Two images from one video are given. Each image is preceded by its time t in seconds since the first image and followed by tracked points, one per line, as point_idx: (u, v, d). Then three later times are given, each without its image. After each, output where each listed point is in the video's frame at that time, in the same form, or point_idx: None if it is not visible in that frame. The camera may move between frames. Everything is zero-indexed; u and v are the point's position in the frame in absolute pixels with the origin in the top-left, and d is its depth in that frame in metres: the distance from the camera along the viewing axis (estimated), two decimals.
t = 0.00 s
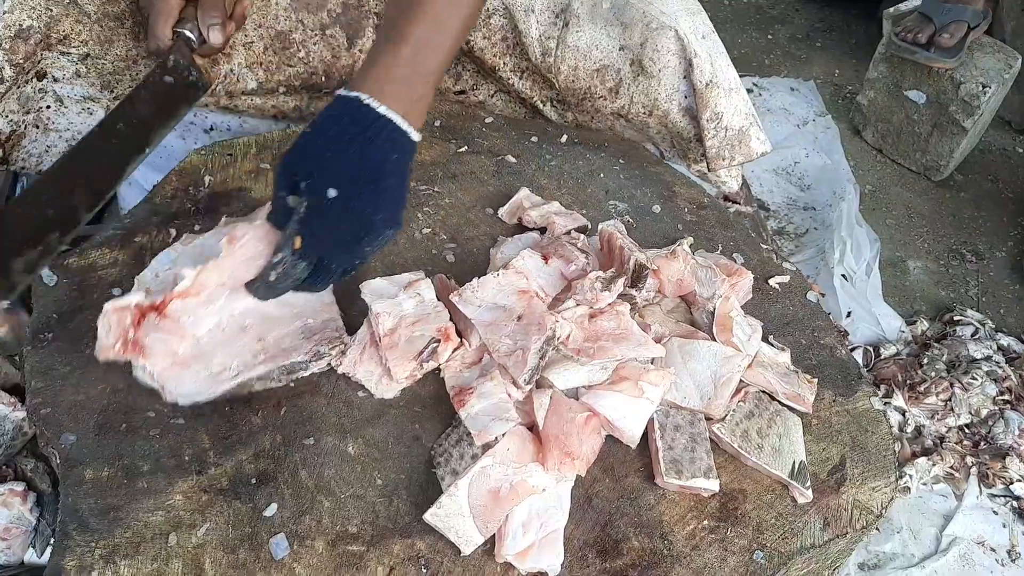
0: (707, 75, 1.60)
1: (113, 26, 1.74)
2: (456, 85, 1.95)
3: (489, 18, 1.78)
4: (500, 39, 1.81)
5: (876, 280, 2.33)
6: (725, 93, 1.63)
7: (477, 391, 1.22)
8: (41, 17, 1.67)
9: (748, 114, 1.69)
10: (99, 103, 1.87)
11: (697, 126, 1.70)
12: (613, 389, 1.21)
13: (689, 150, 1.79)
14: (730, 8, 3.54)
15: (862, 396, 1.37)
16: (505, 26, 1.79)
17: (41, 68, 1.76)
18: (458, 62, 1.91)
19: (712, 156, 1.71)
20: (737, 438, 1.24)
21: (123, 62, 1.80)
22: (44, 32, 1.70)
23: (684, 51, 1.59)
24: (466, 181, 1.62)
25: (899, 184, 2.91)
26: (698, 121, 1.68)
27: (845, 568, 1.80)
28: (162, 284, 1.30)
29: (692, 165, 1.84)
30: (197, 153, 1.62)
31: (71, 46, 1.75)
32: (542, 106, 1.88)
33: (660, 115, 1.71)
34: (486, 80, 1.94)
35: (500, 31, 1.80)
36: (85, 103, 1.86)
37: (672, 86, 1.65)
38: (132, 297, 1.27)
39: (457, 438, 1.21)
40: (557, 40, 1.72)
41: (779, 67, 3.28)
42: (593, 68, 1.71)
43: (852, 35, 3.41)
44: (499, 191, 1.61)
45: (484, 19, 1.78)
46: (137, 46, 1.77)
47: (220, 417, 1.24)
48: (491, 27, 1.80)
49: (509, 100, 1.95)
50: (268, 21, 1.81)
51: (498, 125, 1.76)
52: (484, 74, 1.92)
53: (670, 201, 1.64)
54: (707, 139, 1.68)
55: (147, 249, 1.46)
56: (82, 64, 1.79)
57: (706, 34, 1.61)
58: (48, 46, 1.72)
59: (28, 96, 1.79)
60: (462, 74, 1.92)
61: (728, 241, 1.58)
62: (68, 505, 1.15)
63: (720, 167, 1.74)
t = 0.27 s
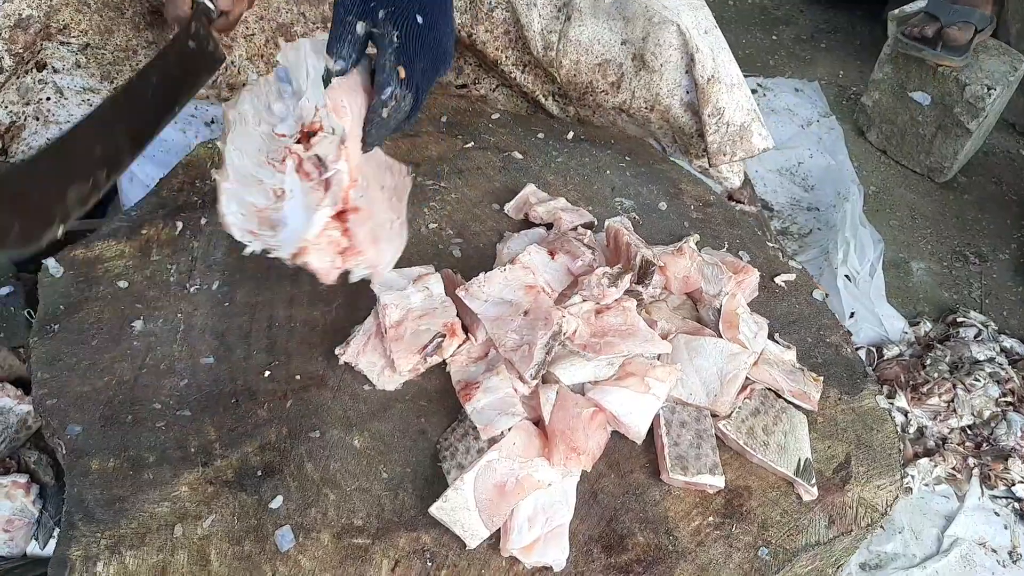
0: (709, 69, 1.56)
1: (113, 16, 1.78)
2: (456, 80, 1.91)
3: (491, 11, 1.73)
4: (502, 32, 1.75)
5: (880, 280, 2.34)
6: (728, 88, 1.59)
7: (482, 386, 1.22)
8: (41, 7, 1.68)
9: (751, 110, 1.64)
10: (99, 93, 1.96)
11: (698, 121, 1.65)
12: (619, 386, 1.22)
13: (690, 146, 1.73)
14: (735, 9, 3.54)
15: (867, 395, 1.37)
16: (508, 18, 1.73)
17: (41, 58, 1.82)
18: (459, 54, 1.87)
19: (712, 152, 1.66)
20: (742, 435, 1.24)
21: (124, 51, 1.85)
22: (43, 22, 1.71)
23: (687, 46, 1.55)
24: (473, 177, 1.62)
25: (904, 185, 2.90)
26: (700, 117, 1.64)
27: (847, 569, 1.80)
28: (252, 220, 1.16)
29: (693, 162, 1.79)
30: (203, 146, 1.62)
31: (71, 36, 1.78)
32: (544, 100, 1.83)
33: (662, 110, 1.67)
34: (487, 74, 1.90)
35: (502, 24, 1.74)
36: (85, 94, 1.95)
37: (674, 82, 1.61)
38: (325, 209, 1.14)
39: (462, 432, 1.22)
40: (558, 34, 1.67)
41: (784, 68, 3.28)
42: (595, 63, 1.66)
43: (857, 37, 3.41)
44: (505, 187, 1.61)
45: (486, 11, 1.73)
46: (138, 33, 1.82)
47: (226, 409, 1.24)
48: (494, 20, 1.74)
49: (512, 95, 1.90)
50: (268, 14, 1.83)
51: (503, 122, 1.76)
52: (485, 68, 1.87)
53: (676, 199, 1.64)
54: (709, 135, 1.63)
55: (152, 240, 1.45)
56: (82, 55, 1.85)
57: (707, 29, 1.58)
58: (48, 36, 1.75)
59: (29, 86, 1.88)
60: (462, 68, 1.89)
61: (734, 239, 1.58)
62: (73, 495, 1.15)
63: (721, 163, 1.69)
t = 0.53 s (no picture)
0: (720, 129, 1.69)
1: (164, 35, 1.81)
2: (478, 125, 2.00)
3: (516, 57, 1.80)
4: (526, 79, 1.83)
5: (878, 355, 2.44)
6: (736, 147, 1.72)
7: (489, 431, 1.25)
8: (97, 19, 1.74)
9: (757, 171, 1.75)
10: (139, 107, 1.91)
11: (707, 176, 1.77)
12: (622, 440, 1.25)
13: (698, 202, 1.84)
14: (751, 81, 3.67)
15: (863, 467, 1.40)
16: (533, 67, 1.80)
17: (88, 68, 1.80)
18: (481, 102, 1.95)
19: (719, 207, 1.76)
20: (739, 498, 1.27)
21: (169, 70, 1.87)
22: (96, 34, 1.76)
23: (700, 104, 1.67)
24: (491, 226, 1.68)
25: (907, 264, 2.97)
26: (708, 172, 1.76)
27: None
28: (287, 276, 1.43)
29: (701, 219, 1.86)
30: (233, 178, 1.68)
31: (120, 50, 1.80)
32: (560, 147, 1.94)
33: (674, 163, 1.78)
34: (508, 121, 1.97)
35: (526, 73, 1.82)
36: (126, 106, 1.89)
37: (687, 138, 1.73)
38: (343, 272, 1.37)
39: (466, 475, 1.24)
40: (580, 85, 1.77)
41: (795, 143, 3.40)
42: (614, 114, 1.77)
43: (868, 117, 3.52)
44: (522, 239, 1.67)
45: (513, 59, 1.81)
46: (184, 56, 1.86)
47: (236, 435, 1.27)
48: (519, 68, 1.82)
49: (530, 142, 2.00)
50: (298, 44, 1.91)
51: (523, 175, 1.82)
52: (507, 115, 1.96)
53: (686, 262, 1.69)
54: (716, 190, 1.74)
55: (176, 264, 1.49)
56: (128, 68, 1.83)
57: (722, 89, 1.70)
58: (98, 49, 1.78)
59: (73, 94, 1.82)
60: (486, 114, 1.97)
61: (740, 305, 1.63)
62: (83, 510, 1.17)
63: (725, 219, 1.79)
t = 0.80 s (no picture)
0: (718, 152, 1.64)
1: (156, 51, 1.83)
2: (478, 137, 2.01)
3: (517, 76, 1.84)
4: (525, 96, 1.86)
5: (886, 378, 2.36)
6: (734, 171, 1.67)
7: (499, 455, 1.25)
8: (89, 37, 1.74)
9: (755, 195, 1.71)
10: (136, 123, 1.91)
11: (705, 201, 1.72)
12: (633, 465, 1.25)
13: (696, 226, 1.80)
14: (757, 101, 3.69)
15: (875, 493, 1.39)
16: (532, 85, 1.84)
17: (85, 85, 1.80)
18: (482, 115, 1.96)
19: (715, 232, 1.72)
20: (751, 525, 1.26)
21: (163, 86, 1.88)
22: (90, 52, 1.76)
23: (698, 126, 1.63)
24: (501, 247, 1.68)
25: (913, 284, 2.97)
26: (706, 197, 1.71)
27: None
28: (299, 298, 1.47)
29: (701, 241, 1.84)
30: (245, 198, 1.69)
31: (115, 67, 1.80)
32: (559, 167, 1.92)
33: (670, 186, 1.73)
34: (508, 137, 2.00)
35: (526, 89, 1.85)
36: (122, 123, 1.90)
37: (684, 159, 1.68)
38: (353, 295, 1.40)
39: (477, 499, 1.24)
40: (578, 104, 1.77)
41: (801, 161, 3.41)
42: (610, 135, 1.76)
43: (874, 135, 3.53)
44: (531, 260, 1.67)
45: (512, 76, 1.84)
46: (178, 70, 1.88)
47: (247, 458, 1.27)
48: (518, 83, 1.85)
49: (528, 159, 2.00)
50: (305, 60, 1.93)
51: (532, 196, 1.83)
52: (506, 131, 1.98)
53: (696, 283, 1.70)
54: (712, 215, 1.70)
55: (188, 286, 1.50)
56: (124, 85, 1.84)
57: (722, 110, 1.65)
58: (93, 66, 1.78)
59: (70, 111, 1.82)
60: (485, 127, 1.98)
61: (751, 328, 1.63)
62: (93, 534, 1.17)
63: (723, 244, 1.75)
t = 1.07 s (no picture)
0: (730, 145, 1.66)
1: (171, 51, 1.81)
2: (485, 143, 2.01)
3: (522, 77, 1.83)
4: (531, 99, 1.86)
5: (896, 375, 2.35)
6: (746, 164, 1.69)
7: (508, 446, 1.24)
8: (105, 32, 1.70)
9: (767, 188, 1.72)
10: (144, 120, 1.86)
11: (717, 194, 1.74)
12: (643, 457, 1.24)
13: (708, 219, 1.81)
14: (764, 98, 3.69)
15: (887, 486, 1.38)
16: (538, 86, 1.84)
17: (96, 80, 1.75)
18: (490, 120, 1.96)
19: (727, 225, 1.74)
20: (762, 517, 1.25)
21: (175, 84, 1.85)
22: (104, 47, 1.72)
23: (709, 120, 1.64)
24: (509, 240, 1.68)
25: (922, 282, 2.96)
26: (718, 190, 1.73)
27: None
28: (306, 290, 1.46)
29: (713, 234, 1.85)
30: (253, 190, 1.69)
31: (128, 62, 1.76)
32: (568, 168, 1.93)
33: (682, 180, 1.74)
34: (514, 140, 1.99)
35: (532, 90, 1.85)
36: (131, 120, 1.84)
37: (696, 152, 1.69)
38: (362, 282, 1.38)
39: (485, 491, 1.23)
40: (586, 101, 1.78)
41: (809, 158, 3.40)
42: (620, 130, 1.76)
43: (882, 133, 3.52)
44: (540, 253, 1.67)
45: (517, 78, 1.83)
46: (192, 70, 1.86)
47: (255, 448, 1.26)
48: (523, 85, 1.85)
49: (538, 161, 1.99)
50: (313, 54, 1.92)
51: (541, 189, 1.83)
52: (513, 134, 1.97)
53: (706, 277, 1.69)
54: (724, 208, 1.72)
55: (196, 277, 1.50)
56: (136, 81, 1.79)
57: (733, 103, 1.66)
58: (106, 60, 1.74)
59: (79, 105, 1.77)
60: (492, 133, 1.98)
61: (761, 321, 1.62)
62: (99, 524, 1.16)
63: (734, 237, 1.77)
